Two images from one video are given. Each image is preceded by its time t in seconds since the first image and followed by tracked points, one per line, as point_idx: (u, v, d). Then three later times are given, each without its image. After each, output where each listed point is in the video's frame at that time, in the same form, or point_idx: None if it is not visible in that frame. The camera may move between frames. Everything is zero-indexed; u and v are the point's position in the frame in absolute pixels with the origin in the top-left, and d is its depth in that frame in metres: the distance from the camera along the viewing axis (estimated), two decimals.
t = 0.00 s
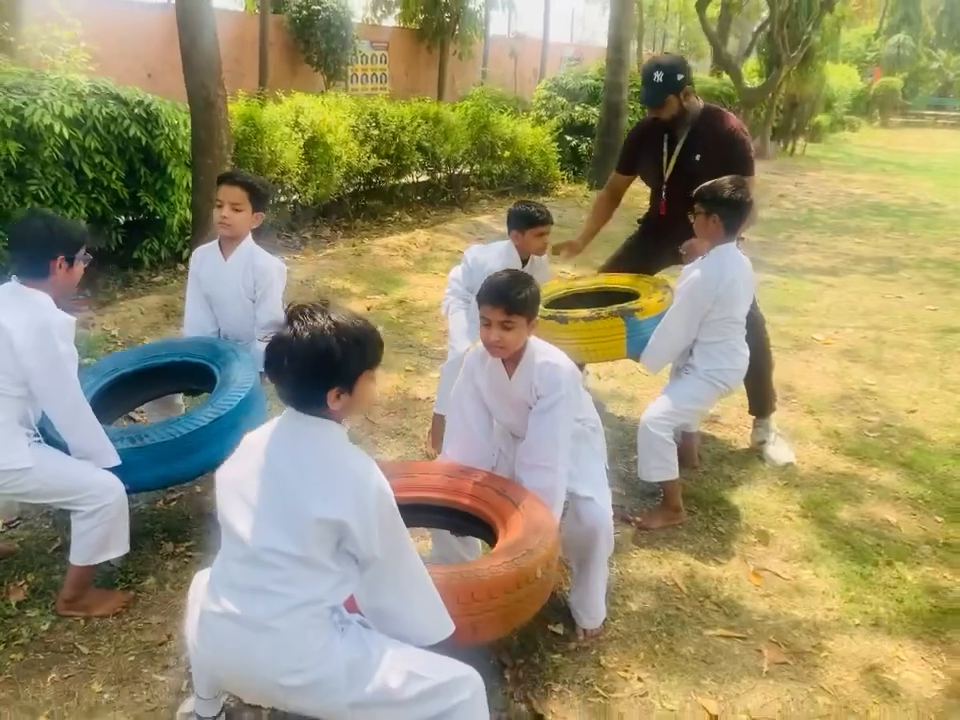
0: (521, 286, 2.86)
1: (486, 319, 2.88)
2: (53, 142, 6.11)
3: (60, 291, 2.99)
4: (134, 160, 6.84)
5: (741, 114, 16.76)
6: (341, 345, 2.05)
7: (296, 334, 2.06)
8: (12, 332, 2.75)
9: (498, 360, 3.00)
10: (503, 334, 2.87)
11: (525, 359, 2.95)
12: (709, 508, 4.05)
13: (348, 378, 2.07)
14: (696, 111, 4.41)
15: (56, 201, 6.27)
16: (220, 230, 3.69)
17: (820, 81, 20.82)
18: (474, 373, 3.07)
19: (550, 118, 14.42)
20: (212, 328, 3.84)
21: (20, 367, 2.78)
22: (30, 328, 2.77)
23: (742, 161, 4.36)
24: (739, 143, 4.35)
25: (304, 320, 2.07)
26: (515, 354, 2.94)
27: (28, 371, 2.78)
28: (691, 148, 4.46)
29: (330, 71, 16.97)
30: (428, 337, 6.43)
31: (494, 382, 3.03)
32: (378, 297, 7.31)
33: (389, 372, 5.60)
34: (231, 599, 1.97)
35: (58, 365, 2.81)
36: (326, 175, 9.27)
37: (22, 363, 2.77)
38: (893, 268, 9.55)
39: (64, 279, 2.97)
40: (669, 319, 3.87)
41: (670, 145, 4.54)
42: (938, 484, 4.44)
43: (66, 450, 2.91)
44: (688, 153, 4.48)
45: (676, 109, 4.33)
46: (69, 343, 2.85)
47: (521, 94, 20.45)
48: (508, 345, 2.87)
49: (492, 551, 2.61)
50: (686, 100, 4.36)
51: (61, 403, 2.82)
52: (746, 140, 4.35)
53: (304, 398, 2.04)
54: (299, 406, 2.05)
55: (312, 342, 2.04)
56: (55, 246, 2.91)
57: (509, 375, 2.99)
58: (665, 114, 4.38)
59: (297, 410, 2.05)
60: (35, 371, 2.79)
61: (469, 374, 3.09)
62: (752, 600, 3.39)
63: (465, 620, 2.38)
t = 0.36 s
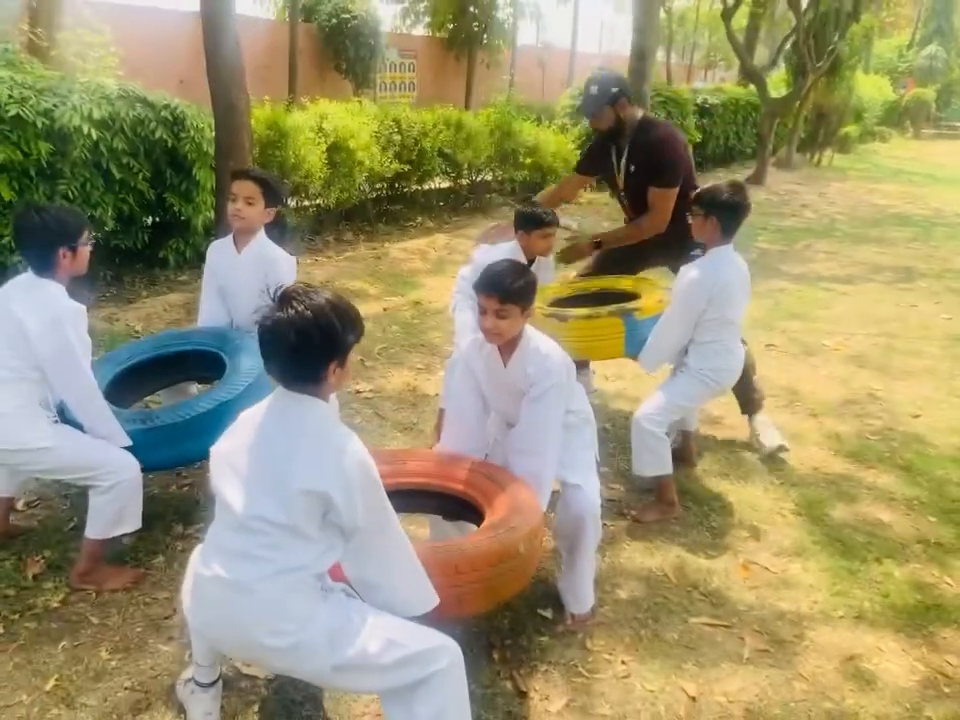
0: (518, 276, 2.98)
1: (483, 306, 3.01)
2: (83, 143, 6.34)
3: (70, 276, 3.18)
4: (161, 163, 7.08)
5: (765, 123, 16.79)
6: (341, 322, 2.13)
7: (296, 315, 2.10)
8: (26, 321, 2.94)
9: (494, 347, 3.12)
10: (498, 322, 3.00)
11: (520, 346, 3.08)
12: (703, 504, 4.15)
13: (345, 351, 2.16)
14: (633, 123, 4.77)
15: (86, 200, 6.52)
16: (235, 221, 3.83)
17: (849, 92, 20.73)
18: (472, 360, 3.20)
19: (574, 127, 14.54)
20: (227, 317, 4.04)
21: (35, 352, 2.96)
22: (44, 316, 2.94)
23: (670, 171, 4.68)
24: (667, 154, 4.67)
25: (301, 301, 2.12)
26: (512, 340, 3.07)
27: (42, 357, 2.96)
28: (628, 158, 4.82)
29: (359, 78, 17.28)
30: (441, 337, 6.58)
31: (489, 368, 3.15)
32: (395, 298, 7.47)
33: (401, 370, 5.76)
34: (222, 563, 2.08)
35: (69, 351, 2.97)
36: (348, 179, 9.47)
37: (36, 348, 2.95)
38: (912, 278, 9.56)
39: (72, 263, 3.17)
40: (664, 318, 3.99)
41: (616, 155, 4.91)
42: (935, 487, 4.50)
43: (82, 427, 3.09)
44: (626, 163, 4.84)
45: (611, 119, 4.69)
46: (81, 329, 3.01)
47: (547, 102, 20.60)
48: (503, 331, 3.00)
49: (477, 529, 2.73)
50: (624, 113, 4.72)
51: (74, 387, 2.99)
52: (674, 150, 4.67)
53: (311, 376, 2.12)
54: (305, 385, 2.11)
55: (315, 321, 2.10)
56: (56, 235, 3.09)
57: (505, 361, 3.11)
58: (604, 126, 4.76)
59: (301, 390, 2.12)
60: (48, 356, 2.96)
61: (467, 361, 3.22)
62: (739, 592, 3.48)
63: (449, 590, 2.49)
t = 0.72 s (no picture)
0: (521, 276, 3.02)
1: (487, 308, 3.06)
2: (99, 146, 6.44)
3: (81, 273, 3.25)
4: (175, 166, 7.18)
5: (779, 127, 16.78)
6: (347, 315, 2.20)
7: (304, 310, 2.16)
8: (42, 315, 3.01)
9: (498, 347, 3.16)
10: (503, 322, 3.05)
11: (524, 345, 3.11)
12: (709, 503, 4.18)
13: (349, 345, 2.23)
14: (577, 118, 4.78)
15: (101, 202, 6.62)
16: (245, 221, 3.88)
17: (863, 96, 20.68)
18: (476, 360, 3.23)
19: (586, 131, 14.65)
20: (237, 316, 4.11)
21: (51, 347, 3.03)
22: (60, 311, 3.01)
23: (624, 159, 4.74)
24: (618, 143, 4.72)
25: (308, 296, 2.17)
26: (515, 340, 3.10)
27: (58, 351, 3.03)
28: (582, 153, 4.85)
29: (373, 82, 17.40)
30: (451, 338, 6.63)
31: (494, 367, 3.19)
32: (405, 299, 7.54)
33: (410, 370, 5.82)
34: (228, 553, 2.13)
35: (84, 345, 3.04)
36: (361, 182, 9.54)
37: (52, 343, 3.02)
38: (924, 282, 9.54)
39: (83, 261, 3.24)
40: (669, 319, 4.03)
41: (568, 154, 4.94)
42: (940, 489, 4.51)
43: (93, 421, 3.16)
44: (579, 159, 4.88)
45: (557, 121, 4.69)
46: (95, 323, 3.08)
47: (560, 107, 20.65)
48: (507, 332, 3.04)
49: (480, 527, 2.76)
50: (567, 110, 4.72)
51: (88, 381, 3.06)
52: (624, 138, 4.72)
53: (320, 370, 2.17)
54: (313, 379, 2.17)
55: (324, 316, 2.16)
56: (67, 233, 3.16)
57: (509, 361, 3.15)
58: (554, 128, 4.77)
59: (310, 385, 2.17)
60: (64, 350, 3.03)
61: (472, 360, 3.24)
62: (741, 589, 3.51)
63: (450, 586, 2.52)
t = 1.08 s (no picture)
0: (523, 280, 3.00)
1: (490, 314, 3.03)
2: (99, 152, 6.44)
3: (86, 277, 3.25)
4: (175, 171, 7.17)
5: (775, 131, 16.83)
6: (354, 315, 2.18)
7: (313, 312, 2.14)
8: (51, 319, 3.01)
9: (502, 351, 3.15)
10: (506, 327, 3.02)
11: (529, 350, 3.11)
12: (714, 506, 4.18)
13: (357, 346, 2.21)
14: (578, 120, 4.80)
15: (102, 208, 6.61)
16: (247, 227, 3.88)
17: (859, 99, 20.74)
18: (481, 365, 3.22)
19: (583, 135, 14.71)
20: (238, 324, 4.07)
21: (59, 351, 3.03)
22: (68, 316, 3.01)
23: (626, 159, 4.74)
24: (621, 143, 4.73)
25: (315, 298, 2.16)
26: (520, 344, 3.08)
27: (65, 356, 3.02)
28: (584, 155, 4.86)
29: (370, 88, 17.42)
30: (452, 342, 6.63)
31: (498, 373, 3.18)
32: (406, 304, 7.54)
33: (413, 375, 5.80)
34: (241, 557, 2.12)
35: (92, 350, 3.04)
36: (360, 188, 9.54)
37: (60, 347, 3.02)
38: (923, 283, 9.56)
39: (89, 265, 3.24)
40: (674, 321, 4.03)
41: (570, 155, 4.95)
42: (945, 490, 4.51)
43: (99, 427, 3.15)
44: (580, 160, 4.89)
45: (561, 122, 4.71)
46: (103, 328, 3.09)
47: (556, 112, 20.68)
48: (512, 337, 3.02)
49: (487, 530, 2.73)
50: (570, 112, 4.76)
51: (95, 386, 3.06)
52: (627, 139, 4.73)
53: (328, 372, 2.15)
54: (322, 381, 2.15)
55: (332, 317, 2.14)
56: (75, 236, 3.16)
57: (515, 367, 3.13)
58: (557, 128, 4.77)
59: (319, 387, 2.15)
60: (71, 355, 3.03)
61: (477, 367, 3.23)
62: (749, 592, 3.50)
63: (458, 588, 2.48)
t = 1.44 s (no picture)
0: (534, 288, 2.99)
1: (500, 322, 3.02)
2: (89, 163, 6.37)
3: (88, 292, 3.21)
4: (165, 181, 7.11)
5: (757, 136, 16.97)
6: (381, 325, 2.18)
7: (339, 323, 2.13)
8: (51, 337, 2.91)
9: (514, 361, 3.13)
10: (517, 335, 3.00)
11: (540, 358, 3.09)
12: (721, 511, 4.18)
13: (382, 357, 2.21)
14: (582, 129, 4.81)
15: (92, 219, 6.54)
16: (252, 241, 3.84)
17: (837, 104, 20.99)
18: (492, 373, 3.20)
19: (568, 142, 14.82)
20: (241, 333, 4.03)
21: (61, 369, 2.94)
22: (69, 333, 2.91)
23: (628, 168, 4.76)
24: (625, 153, 4.75)
25: (342, 309, 2.15)
26: (531, 351, 3.07)
27: (67, 374, 2.93)
28: (586, 164, 4.88)
29: (354, 96, 17.42)
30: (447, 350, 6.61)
31: (509, 382, 3.16)
32: (399, 312, 7.51)
33: (411, 383, 5.78)
34: (266, 569, 2.08)
35: (94, 368, 2.94)
36: (348, 197, 9.51)
37: (62, 366, 2.93)
38: (908, 286, 9.66)
39: (91, 279, 3.20)
40: (678, 327, 4.01)
41: (572, 164, 4.95)
42: (945, 492, 4.54)
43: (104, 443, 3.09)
44: (583, 168, 4.90)
45: (567, 132, 4.71)
46: (105, 345, 2.98)
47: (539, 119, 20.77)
48: (522, 345, 3.00)
49: (505, 543, 2.69)
50: (574, 121, 4.75)
51: (98, 405, 2.97)
52: (629, 148, 4.75)
53: (355, 382, 2.14)
54: (350, 391, 2.14)
55: (359, 328, 2.13)
56: (77, 251, 3.11)
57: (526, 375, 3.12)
58: (561, 137, 4.76)
59: (344, 398, 2.14)
60: (73, 373, 2.94)
61: (488, 376, 3.22)
62: (761, 597, 3.50)
63: (477, 604, 2.44)
